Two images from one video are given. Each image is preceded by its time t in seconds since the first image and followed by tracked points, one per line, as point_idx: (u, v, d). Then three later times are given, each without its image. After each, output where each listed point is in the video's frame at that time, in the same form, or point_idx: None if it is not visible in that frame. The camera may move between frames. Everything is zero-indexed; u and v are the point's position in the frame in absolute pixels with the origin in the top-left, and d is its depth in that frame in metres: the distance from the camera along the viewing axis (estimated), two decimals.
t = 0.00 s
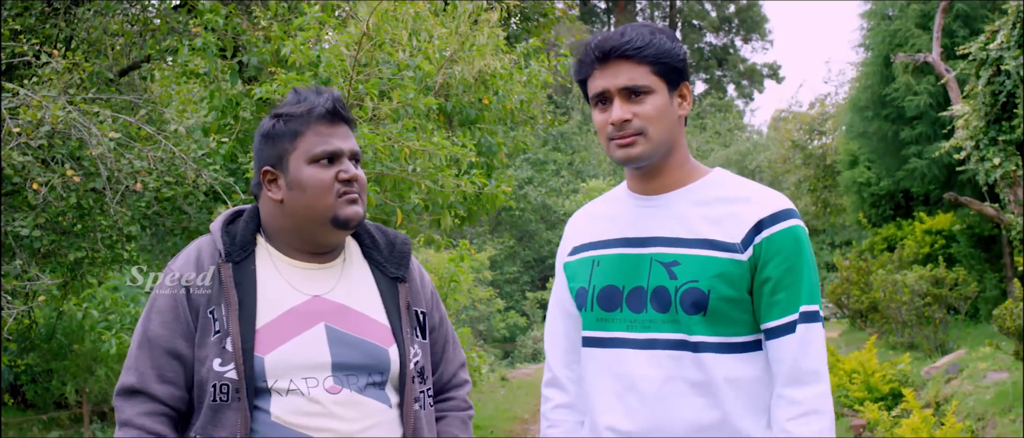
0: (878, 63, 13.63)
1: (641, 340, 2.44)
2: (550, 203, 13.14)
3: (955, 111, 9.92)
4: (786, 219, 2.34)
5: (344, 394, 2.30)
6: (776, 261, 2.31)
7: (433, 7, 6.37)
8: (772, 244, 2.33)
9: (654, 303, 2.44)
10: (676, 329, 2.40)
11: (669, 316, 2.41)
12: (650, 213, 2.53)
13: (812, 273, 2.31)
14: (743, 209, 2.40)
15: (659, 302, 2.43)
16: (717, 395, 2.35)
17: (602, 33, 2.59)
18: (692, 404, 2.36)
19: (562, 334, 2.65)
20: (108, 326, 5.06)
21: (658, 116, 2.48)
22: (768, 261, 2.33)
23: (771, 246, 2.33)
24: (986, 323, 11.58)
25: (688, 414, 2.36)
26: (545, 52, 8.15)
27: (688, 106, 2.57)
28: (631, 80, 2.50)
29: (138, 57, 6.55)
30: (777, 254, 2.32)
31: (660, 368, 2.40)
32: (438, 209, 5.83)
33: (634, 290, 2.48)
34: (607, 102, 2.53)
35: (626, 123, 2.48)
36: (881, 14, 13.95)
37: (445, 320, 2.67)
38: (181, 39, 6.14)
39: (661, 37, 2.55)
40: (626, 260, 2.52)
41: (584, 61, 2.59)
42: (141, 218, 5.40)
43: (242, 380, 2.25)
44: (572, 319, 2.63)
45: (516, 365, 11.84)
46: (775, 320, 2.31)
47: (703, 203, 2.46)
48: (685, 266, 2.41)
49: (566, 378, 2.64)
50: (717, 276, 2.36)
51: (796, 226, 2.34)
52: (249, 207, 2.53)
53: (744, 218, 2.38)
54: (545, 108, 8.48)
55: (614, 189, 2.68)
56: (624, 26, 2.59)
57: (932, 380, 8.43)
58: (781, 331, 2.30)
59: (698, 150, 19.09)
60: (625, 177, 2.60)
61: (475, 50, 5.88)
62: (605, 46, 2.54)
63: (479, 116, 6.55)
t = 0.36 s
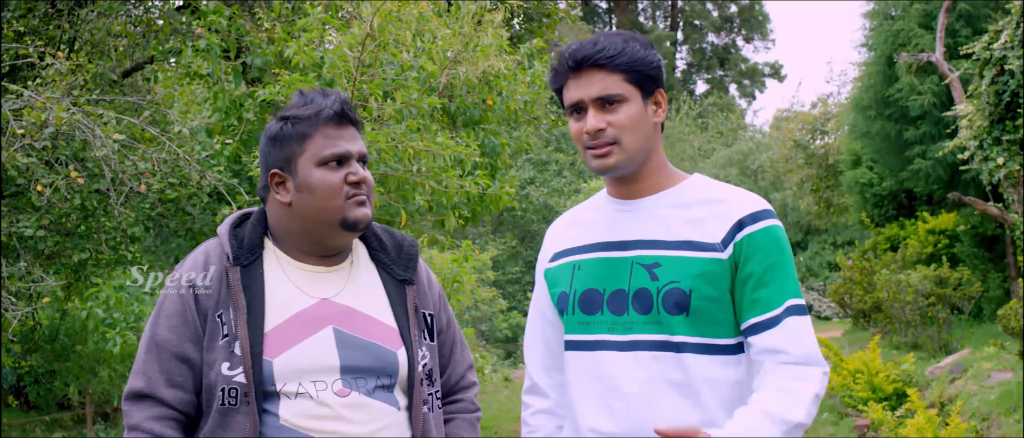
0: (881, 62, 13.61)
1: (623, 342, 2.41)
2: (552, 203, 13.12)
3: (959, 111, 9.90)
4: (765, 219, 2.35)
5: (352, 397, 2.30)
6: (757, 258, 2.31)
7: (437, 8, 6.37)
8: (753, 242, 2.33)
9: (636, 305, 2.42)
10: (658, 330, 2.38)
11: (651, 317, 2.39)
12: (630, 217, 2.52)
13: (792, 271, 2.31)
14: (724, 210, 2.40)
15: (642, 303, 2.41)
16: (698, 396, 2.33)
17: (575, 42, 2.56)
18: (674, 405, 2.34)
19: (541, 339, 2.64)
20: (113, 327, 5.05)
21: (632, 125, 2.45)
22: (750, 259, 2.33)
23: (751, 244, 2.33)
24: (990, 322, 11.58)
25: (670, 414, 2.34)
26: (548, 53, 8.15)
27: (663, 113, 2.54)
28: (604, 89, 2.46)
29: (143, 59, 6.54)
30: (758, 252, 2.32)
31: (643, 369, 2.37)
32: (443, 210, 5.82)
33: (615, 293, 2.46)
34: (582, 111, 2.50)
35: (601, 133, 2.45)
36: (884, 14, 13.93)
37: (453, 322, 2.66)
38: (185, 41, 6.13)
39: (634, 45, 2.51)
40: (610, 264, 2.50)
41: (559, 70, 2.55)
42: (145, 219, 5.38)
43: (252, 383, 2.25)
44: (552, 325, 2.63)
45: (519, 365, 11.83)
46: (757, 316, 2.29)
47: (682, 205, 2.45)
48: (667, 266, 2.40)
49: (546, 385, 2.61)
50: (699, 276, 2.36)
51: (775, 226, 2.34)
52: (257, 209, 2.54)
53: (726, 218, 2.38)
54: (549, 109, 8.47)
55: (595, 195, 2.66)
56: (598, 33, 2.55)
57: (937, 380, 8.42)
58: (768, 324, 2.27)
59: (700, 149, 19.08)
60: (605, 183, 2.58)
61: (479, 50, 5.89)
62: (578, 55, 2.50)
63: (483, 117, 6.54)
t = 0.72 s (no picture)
0: (882, 59, 13.60)
1: (614, 341, 2.41)
2: (553, 201, 13.10)
3: (961, 107, 9.89)
4: (749, 213, 2.35)
5: (358, 393, 2.30)
6: (742, 253, 2.32)
7: (438, 6, 6.36)
8: (738, 236, 2.33)
9: (625, 303, 2.42)
10: (648, 327, 2.37)
11: (640, 314, 2.39)
12: (617, 217, 2.51)
13: (779, 264, 2.32)
14: (709, 206, 2.40)
15: (630, 301, 2.41)
16: (693, 390, 2.31)
17: (564, 43, 2.57)
18: (670, 400, 2.33)
19: (535, 345, 2.64)
20: (115, 326, 5.05)
21: (618, 121, 2.46)
22: (735, 254, 2.33)
23: (737, 239, 2.33)
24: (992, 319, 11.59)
25: (665, 409, 2.33)
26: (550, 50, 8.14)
27: (648, 113, 2.55)
28: (591, 87, 2.47)
29: (144, 57, 6.53)
30: (742, 247, 2.32)
31: (636, 366, 2.37)
32: (445, 208, 5.81)
33: (605, 293, 2.46)
34: (569, 108, 2.51)
35: (587, 128, 2.46)
36: (885, 11, 13.92)
37: (456, 318, 2.66)
38: (187, 39, 6.11)
39: (621, 46, 2.53)
40: (598, 264, 2.50)
41: (548, 69, 2.56)
42: (148, 217, 5.38)
43: (257, 381, 2.25)
44: (544, 329, 2.63)
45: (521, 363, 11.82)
46: (745, 312, 2.30)
47: (667, 203, 2.45)
48: (654, 263, 2.40)
49: (541, 391, 2.62)
50: (686, 271, 2.36)
51: (760, 220, 2.34)
52: (260, 207, 2.53)
53: (710, 213, 2.39)
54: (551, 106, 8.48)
55: (582, 200, 2.65)
56: (587, 34, 2.57)
57: (940, 376, 8.42)
58: (753, 321, 2.28)
59: (701, 147, 19.08)
60: (591, 184, 2.58)
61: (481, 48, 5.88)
62: (567, 54, 2.51)
63: (485, 115, 6.53)
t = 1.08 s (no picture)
0: (884, 59, 13.59)
1: (617, 346, 2.42)
2: (554, 200, 13.10)
3: (963, 107, 9.90)
4: (755, 224, 2.36)
5: (362, 393, 2.30)
6: (746, 265, 2.34)
7: (441, 5, 6.36)
8: (743, 248, 2.34)
9: (628, 309, 2.42)
10: (651, 333, 2.39)
11: (644, 320, 2.40)
12: (619, 221, 2.51)
13: (780, 278, 2.34)
14: (710, 215, 2.40)
15: (634, 307, 2.42)
16: (696, 394, 2.35)
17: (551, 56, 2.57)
18: (673, 405, 2.35)
19: (537, 345, 2.64)
20: (117, 326, 5.04)
21: (583, 137, 2.46)
22: (739, 265, 2.34)
23: (742, 251, 2.34)
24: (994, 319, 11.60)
25: (667, 414, 2.35)
26: (552, 50, 8.15)
27: (627, 121, 2.49)
28: (557, 105, 2.49)
29: (147, 57, 6.53)
30: (745, 260, 2.34)
31: (639, 371, 2.39)
32: (447, 208, 5.80)
33: (608, 297, 2.46)
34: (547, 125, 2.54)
35: (555, 147, 2.49)
36: (887, 10, 13.91)
37: (460, 316, 2.66)
38: (189, 39, 6.10)
39: (592, 58, 2.50)
40: (601, 269, 2.50)
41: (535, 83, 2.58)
42: (150, 217, 5.37)
43: (261, 380, 2.26)
44: (547, 330, 2.63)
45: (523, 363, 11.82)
46: (748, 323, 2.34)
47: (671, 209, 2.45)
48: (658, 271, 2.40)
49: (543, 388, 2.63)
50: (689, 280, 2.36)
51: (765, 231, 2.35)
52: (263, 207, 2.53)
53: (711, 223, 2.38)
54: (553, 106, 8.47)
55: (584, 201, 2.65)
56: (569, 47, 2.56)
57: (943, 376, 8.42)
58: (754, 334, 2.34)
59: (702, 146, 19.08)
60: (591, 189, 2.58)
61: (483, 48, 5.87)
62: (540, 72, 2.53)
63: (487, 115, 6.53)
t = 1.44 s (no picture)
0: (883, 62, 13.61)
1: (628, 349, 2.43)
2: (553, 202, 13.10)
3: (962, 110, 9.91)
4: (761, 224, 2.37)
5: (360, 395, 2.31)
6: (753, 264, 2.34)
7: (440, 8, 6.37)
8: (749, 248, 2.35)
9: (639, 313, 2.44)
10: (661, 336, 2.40)
11: (655, 324, 2.41)
12: (628, 225, 2.52)
13: (785, 276, 2.33)
14: (719, 217, 2.41)
15: (644, 311, 2.43)
16: (705, 397, 2.36)
17: (572, 56, 2.57)
18: (684, 408, 2.36)
19: (545, 348, 2.63)
20: (116, 327, 5.04)
21: (625, 137, 2.47)
22: (746, 264, 2.35)
23: (747, 250, 2.35)
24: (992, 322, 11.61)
25: (679, 418, 2.36)
26: (551, 51, 8.17)
27: (658, 123, 2.55)
28: (598, 103, 2.48)
29: (146, 58, 6.53)
30: (754, 259, 2.34)
31: (648, 375, 2.40)
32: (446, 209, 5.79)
33: (618, 302, 2.47)
34: (578, 123, 2.52)
35: (596, 145, 2.47)
36: (886, 13, 13.92)
37: (458, 318, 2.66)
38: (189, 40, 6.12)
39: (628, 59, 2.53)
40: (610, 273, 2.51)
41: (556, 81, 2.56)
42: (150, 219, 5.37)
43: (259, 382, 2.26)
44: (555, 334, 2.62)
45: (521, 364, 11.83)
46: (750, 322, 2.34)
47: (679, 212, 2.46)
48: (669, 274, 2.41)
49: (551, 393, 2.61)
50: (699, 282, 2.37)
51: (771, 231, 2.36)
52: (262, 209, 2.53)
53: (721, 225, 2.40)
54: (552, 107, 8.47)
55: (591, 204, 2.65)
56: (594, 47, 2.57)
57: (941, 379, 8.44)
58: (756, 332, 2.32)
59: (702, 148, 19.09)
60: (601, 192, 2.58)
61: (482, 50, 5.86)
62: (573, 71, 2.51)
63: (486, 117, 6.54)
